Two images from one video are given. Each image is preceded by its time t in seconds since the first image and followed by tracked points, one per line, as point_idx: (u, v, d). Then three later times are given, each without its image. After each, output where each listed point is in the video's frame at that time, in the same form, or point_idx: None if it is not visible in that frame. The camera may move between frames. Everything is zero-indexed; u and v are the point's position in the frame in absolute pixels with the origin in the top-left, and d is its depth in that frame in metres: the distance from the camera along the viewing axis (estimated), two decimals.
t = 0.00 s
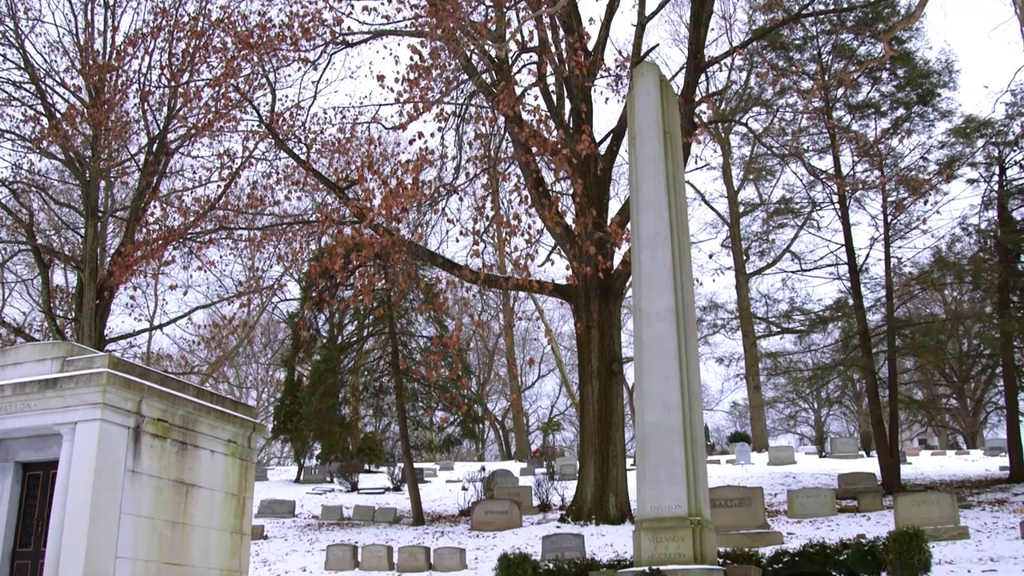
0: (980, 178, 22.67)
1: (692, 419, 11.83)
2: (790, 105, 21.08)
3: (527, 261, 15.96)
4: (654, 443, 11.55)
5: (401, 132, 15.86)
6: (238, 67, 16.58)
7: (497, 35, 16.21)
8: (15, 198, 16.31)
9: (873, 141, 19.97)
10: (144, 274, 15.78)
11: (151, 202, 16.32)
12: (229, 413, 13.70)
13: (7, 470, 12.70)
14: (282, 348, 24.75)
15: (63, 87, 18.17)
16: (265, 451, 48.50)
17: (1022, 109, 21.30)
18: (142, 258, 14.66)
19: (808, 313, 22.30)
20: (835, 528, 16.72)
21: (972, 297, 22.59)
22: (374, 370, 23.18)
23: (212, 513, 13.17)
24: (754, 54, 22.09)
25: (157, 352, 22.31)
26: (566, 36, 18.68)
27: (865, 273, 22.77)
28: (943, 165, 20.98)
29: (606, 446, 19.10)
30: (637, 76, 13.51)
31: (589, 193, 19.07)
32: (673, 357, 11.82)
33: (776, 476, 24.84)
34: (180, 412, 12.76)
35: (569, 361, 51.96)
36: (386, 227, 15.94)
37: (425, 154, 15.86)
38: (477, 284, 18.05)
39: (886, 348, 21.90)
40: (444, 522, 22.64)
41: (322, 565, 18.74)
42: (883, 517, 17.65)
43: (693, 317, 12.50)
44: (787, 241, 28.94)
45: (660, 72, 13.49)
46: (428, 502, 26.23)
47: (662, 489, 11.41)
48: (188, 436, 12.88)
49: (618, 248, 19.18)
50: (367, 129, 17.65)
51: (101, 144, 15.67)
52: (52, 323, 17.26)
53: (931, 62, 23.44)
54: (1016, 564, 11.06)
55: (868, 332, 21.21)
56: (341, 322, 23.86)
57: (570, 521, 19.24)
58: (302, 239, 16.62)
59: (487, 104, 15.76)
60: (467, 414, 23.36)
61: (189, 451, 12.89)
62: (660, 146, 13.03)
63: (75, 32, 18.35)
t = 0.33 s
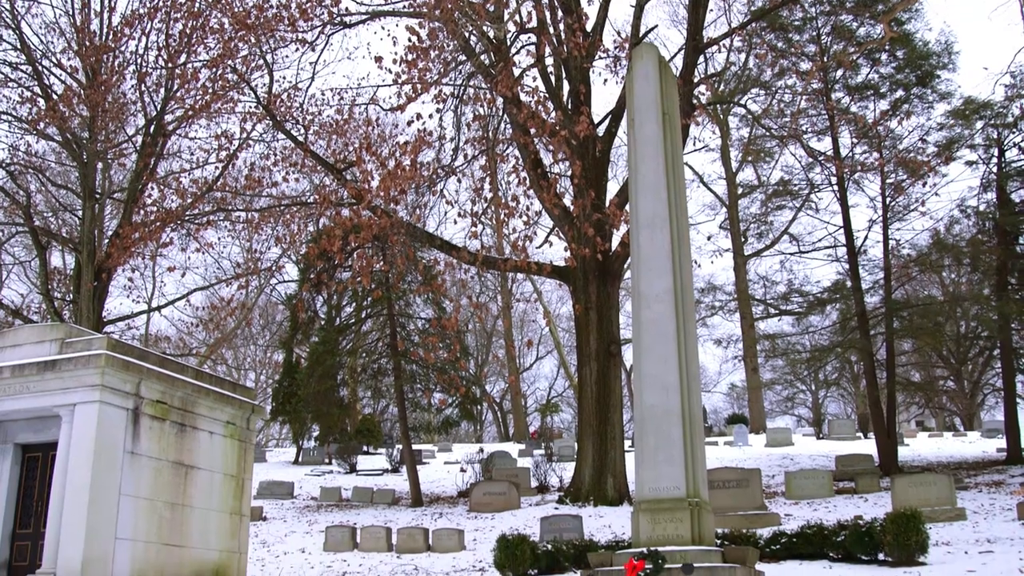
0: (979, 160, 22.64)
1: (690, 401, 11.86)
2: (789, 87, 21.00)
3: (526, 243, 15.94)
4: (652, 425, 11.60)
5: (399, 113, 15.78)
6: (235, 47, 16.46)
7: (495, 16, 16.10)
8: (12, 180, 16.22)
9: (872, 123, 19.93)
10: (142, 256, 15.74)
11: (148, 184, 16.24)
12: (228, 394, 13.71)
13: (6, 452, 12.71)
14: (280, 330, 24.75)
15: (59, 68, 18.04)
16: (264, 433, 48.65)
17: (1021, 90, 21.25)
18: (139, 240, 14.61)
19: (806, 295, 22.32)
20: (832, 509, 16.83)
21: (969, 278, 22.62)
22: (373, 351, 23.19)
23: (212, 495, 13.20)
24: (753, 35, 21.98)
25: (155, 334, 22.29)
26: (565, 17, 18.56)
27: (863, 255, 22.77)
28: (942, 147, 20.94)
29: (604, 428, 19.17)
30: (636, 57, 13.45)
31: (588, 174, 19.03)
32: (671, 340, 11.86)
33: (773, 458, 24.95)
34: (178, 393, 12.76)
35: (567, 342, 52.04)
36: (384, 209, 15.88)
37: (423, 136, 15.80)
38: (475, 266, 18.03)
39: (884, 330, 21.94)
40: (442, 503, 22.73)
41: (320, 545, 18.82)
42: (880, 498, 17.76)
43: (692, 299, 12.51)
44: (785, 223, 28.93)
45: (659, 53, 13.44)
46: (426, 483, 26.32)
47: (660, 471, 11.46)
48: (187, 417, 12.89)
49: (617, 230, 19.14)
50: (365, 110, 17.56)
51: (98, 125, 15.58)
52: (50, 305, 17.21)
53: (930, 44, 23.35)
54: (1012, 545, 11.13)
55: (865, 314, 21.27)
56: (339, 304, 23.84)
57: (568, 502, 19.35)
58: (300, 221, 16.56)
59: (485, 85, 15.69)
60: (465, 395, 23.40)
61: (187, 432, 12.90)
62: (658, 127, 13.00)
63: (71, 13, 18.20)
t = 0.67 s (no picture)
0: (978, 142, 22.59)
1: (689, 383, 11.89)
2: (788, 68, 20.92)
3: (524, 224, 15.91)
4: (651, 407, 11.63)
5: (397, 94, 15.71)
6: (233, 29, 16.36)
7: None
8: (9, 162, 16.14)
9: (872, 105, 19.87)
10: (140, 239, 15.70)
11: (146, 166, 16.17)
12: (227, 375, 13.71)
13: (5, 434, 12.74)
14: (279, 312, 24.74)
15: (56, 50, 17.92)
16: (262, 415, 48.79)
17: (1021, 72, 21.19)
18: (138, 222, 14.57)
19: (804, 277, 22.31)
20: (830, 491, 16.91)
21: (968, 261, 22.63)
22: (370, 333, 23.21)
23: (211, 477, 13.22)
24: (752, 17, 21.89)
25: (154, 316, 22.28)
26: None
27: (862, 237, 22.77)
28: (942, 129, 20.90)
29: (603, 410, 19.23)
30: (635, 39, 13.38)
31: (586, 156, 18.97)
32: (670, 322, 11.88)
33: (771, 440, 25.05)
34: (177, 375, 12.76)
35: (565, 324, 52.10)
36: (383, 190, 15.83)
37: (421, 117, 15.73)
38: (474, 248, 17.99)
39: (882, 312, 21.97)
40: (441, 485, 22.81)
41: (320, 526, 18.89)
42: (878, 480, 17.84)
43: (690, 281, 12.51)
44: (784, 205, 28.89)
45: (659, 35, 13.37)
46: (425, 465, 26.40)
47: (659, 453, 11.51)
48: (186, 399, 12.90)
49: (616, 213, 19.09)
50: (363, 92, 17.46)
51: (96, 107, 15.51)
52: (48, 287, 17.18)
53: (930, 26, 23.25)
54: (1010, 526, 11.17)
55: (864, 296, 21.29)
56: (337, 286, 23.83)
57: (566, 484, 19.50)
58: (298, 203, 16.51)
59: (483, 67, 15.60)
60: (463, 377, 23.43)
61: (187, 414, 12.92)
62: (658, 109, 12.95)
63: None
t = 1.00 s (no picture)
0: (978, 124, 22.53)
1: (687, 365, 11.92)
2: (788, 50, 20.82)
3: (523, 206, 15.87)
4: (650, 389, 11.65)
5: (396, 76, 15.61)
6: (230, 9, 16.24)
7: None
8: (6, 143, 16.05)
9: (872, 87, 19.79)
10: (138, 221, 15.64)
11: (144, 148, 16.09)
12: (226, 358, 13.71)
13: (4, 416, 12.76)
14: (278, 295, 24.69)
15: (52, 31, 17.78)
16: (262, 397, 48.86)
17: (1021, 54, 21.11)
18: (136, 204, 14.51)
19: (803, 259, 22.31)
20: (828, 473, 17.00)
21: (967, 243, 22.63)
22: (369, 315, 23.20)
23: (210, 459, 13.25)
24: None
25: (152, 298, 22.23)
26: None
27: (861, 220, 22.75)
28: (941, 111, 20.85)
29: (602, 392, 19.28)
30: (634, 20, 13.30)
31: (585, 138, 18.90)
32: (669, 304, 11.89)
33: (769, 422, 25.14)
34: (177, 357, 12.76)
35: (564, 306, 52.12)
36: (381, 172, 15.77)
37: (420, 99, 15.65)
38: (473, 230, 17.96)
39: (881, 295, 21.99)
40: (439, 467, 22.88)
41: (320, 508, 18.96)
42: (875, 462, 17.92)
43: (689, 263, 12.51)
44: (783, 188, 28.83)
45: (658, 16, 13.29)
46: (423, 447, 26.46)
47: (658, 435, 11.55)
48: (185, 381, 12.90)
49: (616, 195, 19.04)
50: (362, 73, 17.35)
51: (93, 89, 15.42)
52: (46, 270, 17.14)
53: (930, 7, 23.14)
54: (1006, 508, 11.23)
55: (863, 279, 21.32)
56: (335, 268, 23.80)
57: (565, 465, 19.60)
58: (297, 185, 16.44)
59: (482, 48, 15.51)
60: (462, 360, 23.47)
61: (186, 396, 12.92)
62: (657, 91, 12.89)
63: None
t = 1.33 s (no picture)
0: (978, 106, 22.47)
1: (686, 348, 11.95)
2: (788, 31, 20.73)
3: (523, 189, 15.85)
4: (649, 371, 11.68)
5: (394, 57, 15.53)
6: None
7: None
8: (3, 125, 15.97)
9: (872, 69, 19.73)
10: (137, 203, 15.60)
11: (142, 130, 16.02)
12: (225, 341, 13.70)
13: (4, 399, 12.78)
14: (277, 277, 24.68)
15: (48, 12, 17.65)
16: (261, 380, 48.97)
17: (1022, 36, 21.03)
18: (135, 185, 14.46)
19: (802, 242, 22.30)
20: (827, 455, 17.09)
21: (966, 226, 22.63)
22: (368, 298, 23.24)
23: (210, 441, 13.28)
24: None
25: (151, 281, 22.21)
26: None
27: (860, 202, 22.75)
28: (941, 93, 20.80)
29: (600, 375, 19.34)
30: (634, 2, 13.20)
31: (585, 120, 18.84)
32: (669, 286, 11.89)
33: (767, 404, 25.26)
34: (176, 340, 12.76)
35: (562, 289, 52.12)
36: (380, 154, 15.70)
37: (419, 80, 15.57)
38: (472, 212, 17.94)
39: (879, 277, 22.01)
40: (438, 449, 22.96)
41: (320, 489, 19.04)
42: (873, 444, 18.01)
43: (689, 245, 12.49)
44: (782, 170, 28.78)
45: None
46: (423, 429, 26.55)
47: (657, 416, 11.59)
48: (185, 364, 12.90)
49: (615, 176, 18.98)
50: (361, 54, 17.26)
51: (91, 71, 15.34)
52: (44, 252, 17.10)
53: None
54: (1003, 490, 11.29)
55: (861, 261, 21.33)
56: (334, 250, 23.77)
57: (564, 447, 19.69)
58: (295, 167, 16.37)
59: (481, 29, 15.42)
60: (461, 342, 23.51)
61: (186, 379, 12.93)
62: (657, 73, 12.82)
63: None
